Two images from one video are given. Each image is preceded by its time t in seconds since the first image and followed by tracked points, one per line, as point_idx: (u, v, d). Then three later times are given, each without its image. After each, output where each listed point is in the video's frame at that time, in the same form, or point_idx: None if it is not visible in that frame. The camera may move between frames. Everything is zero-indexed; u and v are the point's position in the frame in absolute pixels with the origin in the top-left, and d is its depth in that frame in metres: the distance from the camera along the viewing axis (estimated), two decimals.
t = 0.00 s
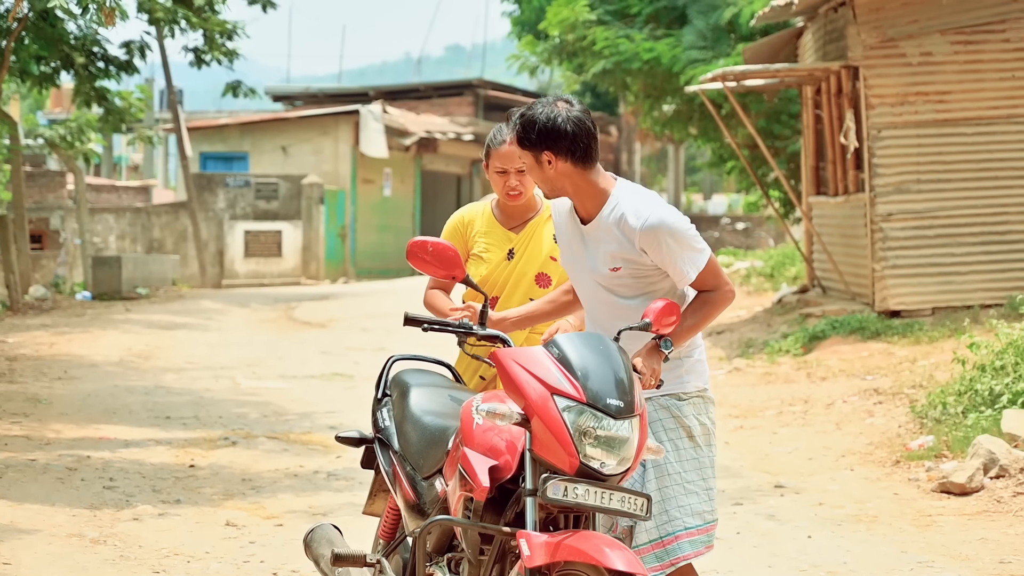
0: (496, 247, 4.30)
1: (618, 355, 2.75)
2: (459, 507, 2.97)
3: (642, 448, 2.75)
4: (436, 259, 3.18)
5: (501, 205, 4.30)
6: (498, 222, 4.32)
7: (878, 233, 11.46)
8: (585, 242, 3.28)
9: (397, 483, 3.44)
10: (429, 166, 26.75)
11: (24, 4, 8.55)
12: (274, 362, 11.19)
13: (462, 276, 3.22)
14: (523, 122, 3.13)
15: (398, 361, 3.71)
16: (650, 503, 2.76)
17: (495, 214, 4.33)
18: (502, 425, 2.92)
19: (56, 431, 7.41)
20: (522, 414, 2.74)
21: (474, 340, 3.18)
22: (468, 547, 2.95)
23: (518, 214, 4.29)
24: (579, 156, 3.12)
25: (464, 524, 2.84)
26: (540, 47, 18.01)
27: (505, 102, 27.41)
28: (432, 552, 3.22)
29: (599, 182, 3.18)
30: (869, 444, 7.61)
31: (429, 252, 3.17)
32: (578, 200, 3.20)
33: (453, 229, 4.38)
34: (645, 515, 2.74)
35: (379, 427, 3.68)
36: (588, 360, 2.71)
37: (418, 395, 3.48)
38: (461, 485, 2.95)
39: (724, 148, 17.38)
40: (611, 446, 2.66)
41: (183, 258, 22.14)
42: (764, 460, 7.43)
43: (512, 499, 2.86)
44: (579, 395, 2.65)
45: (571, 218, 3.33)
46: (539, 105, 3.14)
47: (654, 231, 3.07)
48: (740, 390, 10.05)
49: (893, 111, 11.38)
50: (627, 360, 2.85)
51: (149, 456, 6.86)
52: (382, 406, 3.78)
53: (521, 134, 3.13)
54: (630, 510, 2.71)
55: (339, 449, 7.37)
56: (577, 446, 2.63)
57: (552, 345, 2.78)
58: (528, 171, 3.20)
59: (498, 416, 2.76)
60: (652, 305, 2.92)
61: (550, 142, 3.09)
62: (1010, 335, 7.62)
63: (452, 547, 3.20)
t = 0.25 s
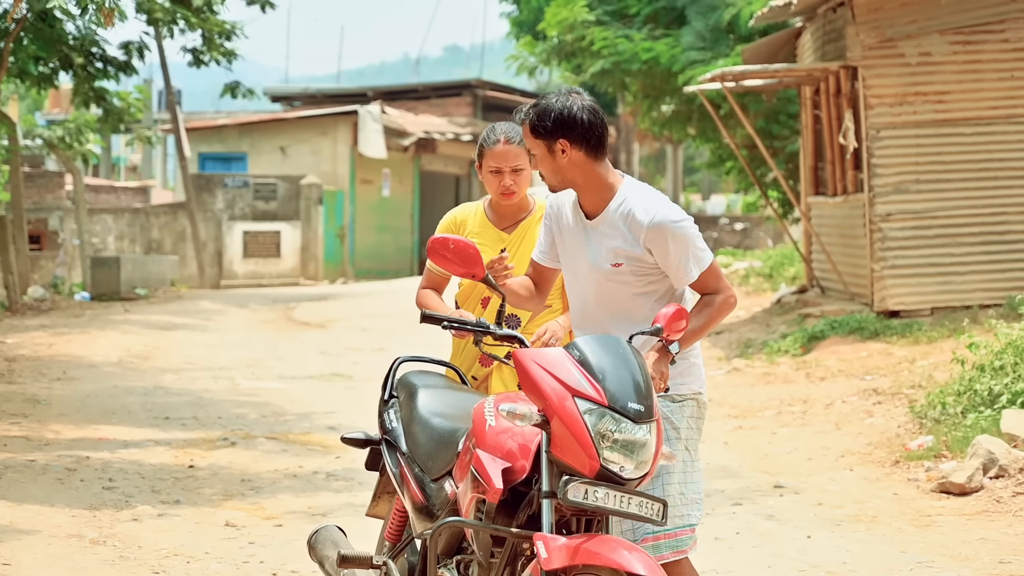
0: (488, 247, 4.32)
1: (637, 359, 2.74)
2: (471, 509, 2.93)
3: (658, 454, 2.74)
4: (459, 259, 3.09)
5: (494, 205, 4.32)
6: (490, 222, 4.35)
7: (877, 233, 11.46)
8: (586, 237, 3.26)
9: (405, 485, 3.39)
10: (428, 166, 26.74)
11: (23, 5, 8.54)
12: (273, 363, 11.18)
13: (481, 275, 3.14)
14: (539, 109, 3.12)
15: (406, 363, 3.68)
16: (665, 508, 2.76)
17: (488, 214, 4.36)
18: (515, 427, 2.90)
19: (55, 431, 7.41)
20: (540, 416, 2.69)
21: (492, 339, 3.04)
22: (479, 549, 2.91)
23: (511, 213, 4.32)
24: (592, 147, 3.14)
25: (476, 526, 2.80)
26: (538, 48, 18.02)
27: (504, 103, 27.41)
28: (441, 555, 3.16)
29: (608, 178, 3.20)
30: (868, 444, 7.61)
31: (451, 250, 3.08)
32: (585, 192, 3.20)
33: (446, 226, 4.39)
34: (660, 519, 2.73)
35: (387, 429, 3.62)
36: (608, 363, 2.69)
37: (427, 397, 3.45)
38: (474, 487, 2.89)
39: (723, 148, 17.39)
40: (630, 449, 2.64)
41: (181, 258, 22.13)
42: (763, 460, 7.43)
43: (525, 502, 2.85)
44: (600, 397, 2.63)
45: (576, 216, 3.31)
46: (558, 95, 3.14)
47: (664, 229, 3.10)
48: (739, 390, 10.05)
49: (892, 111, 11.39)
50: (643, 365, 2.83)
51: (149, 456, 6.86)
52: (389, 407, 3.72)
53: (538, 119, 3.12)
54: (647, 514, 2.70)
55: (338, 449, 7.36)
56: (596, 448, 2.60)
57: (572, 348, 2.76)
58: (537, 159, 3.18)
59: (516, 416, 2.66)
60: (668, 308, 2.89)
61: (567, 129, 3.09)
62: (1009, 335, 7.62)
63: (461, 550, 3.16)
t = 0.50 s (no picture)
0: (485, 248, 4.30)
1: (655, 362, 2.70)
2: (484, 512, 2.93)
3: (675, 457, 2.70)
4: (478, 257, 3.00)
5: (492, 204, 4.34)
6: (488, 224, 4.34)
7: (876, 233, 11.46)
8: (600, 240, 3.26)
9: (414, 488, 3.39)
10: (426, 166, 26.74)
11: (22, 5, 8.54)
12: (271, 363, 11.18)
13: (499, 276, 3.05)
14: (601, 110, 3.04)
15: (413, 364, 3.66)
16: (682, 513, 2.73)
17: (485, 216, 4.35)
18: (527, 429, 2.88)
19: (54, 432, 7.41)
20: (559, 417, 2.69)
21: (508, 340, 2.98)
22: (491, 552, 2.91)
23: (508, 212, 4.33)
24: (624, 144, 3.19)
25: (488, 527, 2.80)
26: (536, 49, 18.02)
27: (503, 103, 27.42)
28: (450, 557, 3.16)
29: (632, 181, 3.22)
30: (867, 444, 7.61)
31: (470, 249, 3.00)
32: (614, 194, 3.18)
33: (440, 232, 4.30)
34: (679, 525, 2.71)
35: (395, 431, 3.61)
36: (629, 365, 2.66)
37: (436, 399, 3.43)
38: (486, 489, 2.90)
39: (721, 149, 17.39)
40: (650, 452, 2.61)
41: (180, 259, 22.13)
42: (762, 460, 7.44)
43: (538, 505, 2.85)
44: (619, 399, 2.60)
45: (585, 218, 3.29)
46: (599, 94, 3.09)
47: (690, 236, 3.15)
48: (738, 390, 10.06)
49: (890, 111, 11.39)
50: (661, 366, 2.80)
51: (147, 457, 6.86)
52: (397, 410, 3.71)
53: (604, 120, 3.04)
54: (667, 520, 2.67)
55: (337, 449, 7.36)
56: (617, 450, 2.57)
57: (590, 349, 2.73)
58: (593, 163, 3.08)
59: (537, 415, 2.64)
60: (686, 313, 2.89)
61: (621, 125, 3.10)
62: (1008, 334, 7.62)
63: (471, 552, 3.13)
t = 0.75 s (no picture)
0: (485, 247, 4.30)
1: (671, 367, 2.73)
2: (495, 513, 2.90)
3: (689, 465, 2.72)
4: (499, 257, 2.89)
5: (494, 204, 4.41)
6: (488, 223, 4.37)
7: (873, 233, 11.48)
8: (592, 246, 3.26)
9: (420, 490, 3.38)
10: (425, 167, 26.74)
11: (20, 6, 8.54)
12: (270, 364, 11.18)
13: (516, 277, 2.94)
14: (609, 117, 3.05)
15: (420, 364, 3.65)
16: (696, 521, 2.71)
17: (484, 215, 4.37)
18: (539, 433, 2.87)
19: (52, 433, 7.41)
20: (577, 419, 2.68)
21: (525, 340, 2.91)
22: (502, 554, 2.87)
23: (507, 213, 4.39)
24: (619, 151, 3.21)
25: (499, 530, 2.79)
26: (534, 49, 18.04)
27: (501, 104, 27.42)
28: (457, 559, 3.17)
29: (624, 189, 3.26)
30: (865, 444, 7.61)
31: (490, 249, 2.88)
32: (608, 200, 3.20)
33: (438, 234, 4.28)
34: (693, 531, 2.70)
35: (401, 433, 3.58)
36: (646, 369, 2.68)
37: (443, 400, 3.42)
38: (498, 491, 2.88)
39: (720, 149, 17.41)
40: (667, 457, 2.62)
41: (178, 260, 22.13)
42: (760, 460, 7.44)
43: (551, 508, 2.84)
44: (638, 403, 2.61)
45: (573, 223, 3.28)
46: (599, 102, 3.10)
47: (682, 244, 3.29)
48: (736, 390, 10.06)
49: (888, 111, 11.40)
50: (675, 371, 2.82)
51: (146, 458, 6.86)
52: (402, 412, 3.69)
53: (611, 128, 3.06)
54: (683, 525, 2.67)
55: (335, 450, 7.36)
56: (636, 453, 2.58)
57: (608, 352, 2.74)
58: (598, 171, 3.08)
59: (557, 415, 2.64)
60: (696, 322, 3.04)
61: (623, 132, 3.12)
62: (1006, 335, 7.62)
63: (478, 556, 3.14)
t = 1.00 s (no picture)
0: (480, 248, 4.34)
1: (645, 359, 2.72)
2: (487, 516, 2.91)
3: (674, 455, 2.72)
4: (466, 266, 2.94)
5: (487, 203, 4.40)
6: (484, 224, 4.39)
7: (871, 234, 11.50)
8: (577, 244, 3.24)
9: (415, 493, 3.38)
10: (423, 168, 26.75)
11: (16, 7, 8.54)
12: (268, 365, 11.18)
13: (485, 285, 2.98)
14: (574, 113, 3.09)
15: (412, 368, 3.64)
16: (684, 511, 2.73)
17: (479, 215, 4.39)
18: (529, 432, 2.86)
19: (49, 433, 7.40)
20: (551, 422, 2.69)
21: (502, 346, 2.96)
22: (496, 556, 2.89)
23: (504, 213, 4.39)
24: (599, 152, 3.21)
25: (491, 533, 2.82)
26: (532, 50, 18.06)
27: (499, 105, 27.44)
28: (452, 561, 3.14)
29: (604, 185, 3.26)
30: (862, 445, 7.62)
31: (456, 259, 2.94)
32: (586, 197, 3.20)
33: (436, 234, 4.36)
34: (681, 524, 2.71)
35: (394, 435, 3.59)
36: (619, 366, 2.67)
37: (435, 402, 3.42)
38: (490, 494, 2.88)
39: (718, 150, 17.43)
40: (643, 453, 2.62)
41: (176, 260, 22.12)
42: (757, 461, 7.45)
43: (543, 508, 2.85)
44: (610, 401, 2.61)
45: (555, 221, 3.25)
46: (567, 99, 3.13)
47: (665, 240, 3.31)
48: (733, 391, 10.07)
49: (885, 112, 11.41)
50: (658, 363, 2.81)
51: (143, 458, 6.86)
52: (395, 414, 3.69)
53: (575, 123, 3.08)
54: (668, 520, 2.68)
55: (332, 451, 7.36)
56: (608, 453, 2.58)
57: (580, 352, 2.74)
58: (562, 165, 3.11)
59: (528, 422, 2.67)
60: (704, 307, 3.11)
61: (595, 131, 3.13)
62: (1002, 335, 7.62)
63: (472, 558, 3.13)
